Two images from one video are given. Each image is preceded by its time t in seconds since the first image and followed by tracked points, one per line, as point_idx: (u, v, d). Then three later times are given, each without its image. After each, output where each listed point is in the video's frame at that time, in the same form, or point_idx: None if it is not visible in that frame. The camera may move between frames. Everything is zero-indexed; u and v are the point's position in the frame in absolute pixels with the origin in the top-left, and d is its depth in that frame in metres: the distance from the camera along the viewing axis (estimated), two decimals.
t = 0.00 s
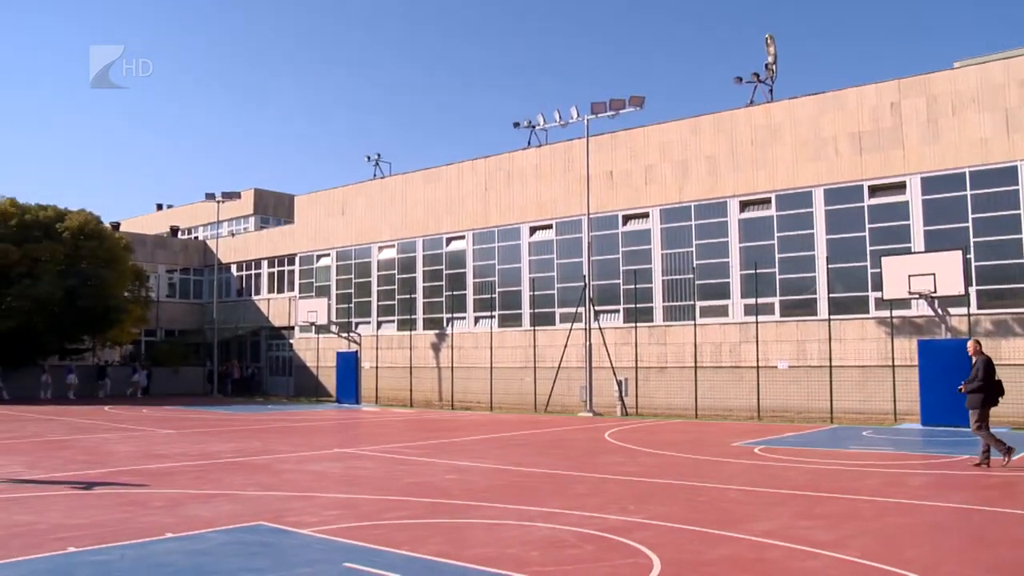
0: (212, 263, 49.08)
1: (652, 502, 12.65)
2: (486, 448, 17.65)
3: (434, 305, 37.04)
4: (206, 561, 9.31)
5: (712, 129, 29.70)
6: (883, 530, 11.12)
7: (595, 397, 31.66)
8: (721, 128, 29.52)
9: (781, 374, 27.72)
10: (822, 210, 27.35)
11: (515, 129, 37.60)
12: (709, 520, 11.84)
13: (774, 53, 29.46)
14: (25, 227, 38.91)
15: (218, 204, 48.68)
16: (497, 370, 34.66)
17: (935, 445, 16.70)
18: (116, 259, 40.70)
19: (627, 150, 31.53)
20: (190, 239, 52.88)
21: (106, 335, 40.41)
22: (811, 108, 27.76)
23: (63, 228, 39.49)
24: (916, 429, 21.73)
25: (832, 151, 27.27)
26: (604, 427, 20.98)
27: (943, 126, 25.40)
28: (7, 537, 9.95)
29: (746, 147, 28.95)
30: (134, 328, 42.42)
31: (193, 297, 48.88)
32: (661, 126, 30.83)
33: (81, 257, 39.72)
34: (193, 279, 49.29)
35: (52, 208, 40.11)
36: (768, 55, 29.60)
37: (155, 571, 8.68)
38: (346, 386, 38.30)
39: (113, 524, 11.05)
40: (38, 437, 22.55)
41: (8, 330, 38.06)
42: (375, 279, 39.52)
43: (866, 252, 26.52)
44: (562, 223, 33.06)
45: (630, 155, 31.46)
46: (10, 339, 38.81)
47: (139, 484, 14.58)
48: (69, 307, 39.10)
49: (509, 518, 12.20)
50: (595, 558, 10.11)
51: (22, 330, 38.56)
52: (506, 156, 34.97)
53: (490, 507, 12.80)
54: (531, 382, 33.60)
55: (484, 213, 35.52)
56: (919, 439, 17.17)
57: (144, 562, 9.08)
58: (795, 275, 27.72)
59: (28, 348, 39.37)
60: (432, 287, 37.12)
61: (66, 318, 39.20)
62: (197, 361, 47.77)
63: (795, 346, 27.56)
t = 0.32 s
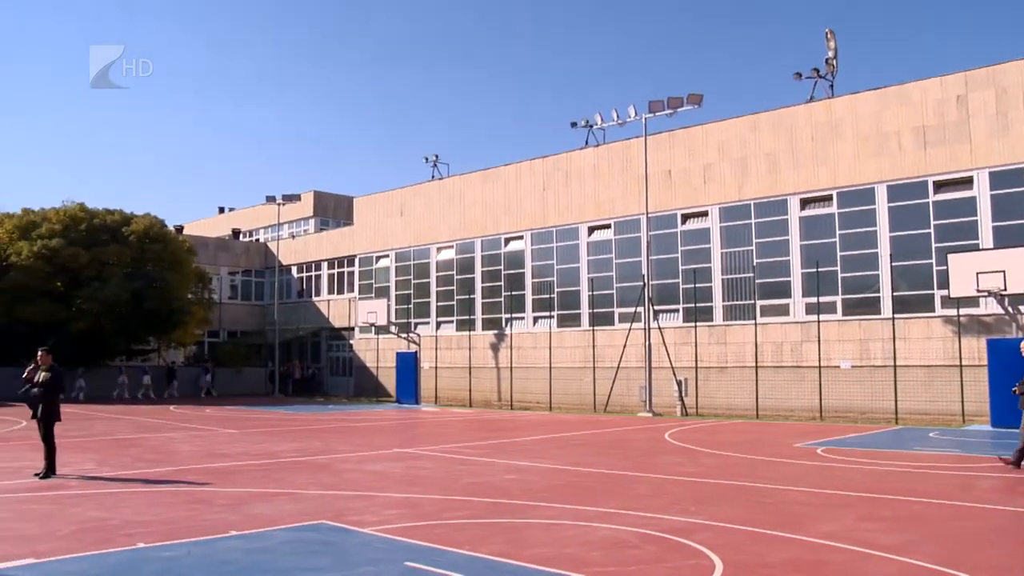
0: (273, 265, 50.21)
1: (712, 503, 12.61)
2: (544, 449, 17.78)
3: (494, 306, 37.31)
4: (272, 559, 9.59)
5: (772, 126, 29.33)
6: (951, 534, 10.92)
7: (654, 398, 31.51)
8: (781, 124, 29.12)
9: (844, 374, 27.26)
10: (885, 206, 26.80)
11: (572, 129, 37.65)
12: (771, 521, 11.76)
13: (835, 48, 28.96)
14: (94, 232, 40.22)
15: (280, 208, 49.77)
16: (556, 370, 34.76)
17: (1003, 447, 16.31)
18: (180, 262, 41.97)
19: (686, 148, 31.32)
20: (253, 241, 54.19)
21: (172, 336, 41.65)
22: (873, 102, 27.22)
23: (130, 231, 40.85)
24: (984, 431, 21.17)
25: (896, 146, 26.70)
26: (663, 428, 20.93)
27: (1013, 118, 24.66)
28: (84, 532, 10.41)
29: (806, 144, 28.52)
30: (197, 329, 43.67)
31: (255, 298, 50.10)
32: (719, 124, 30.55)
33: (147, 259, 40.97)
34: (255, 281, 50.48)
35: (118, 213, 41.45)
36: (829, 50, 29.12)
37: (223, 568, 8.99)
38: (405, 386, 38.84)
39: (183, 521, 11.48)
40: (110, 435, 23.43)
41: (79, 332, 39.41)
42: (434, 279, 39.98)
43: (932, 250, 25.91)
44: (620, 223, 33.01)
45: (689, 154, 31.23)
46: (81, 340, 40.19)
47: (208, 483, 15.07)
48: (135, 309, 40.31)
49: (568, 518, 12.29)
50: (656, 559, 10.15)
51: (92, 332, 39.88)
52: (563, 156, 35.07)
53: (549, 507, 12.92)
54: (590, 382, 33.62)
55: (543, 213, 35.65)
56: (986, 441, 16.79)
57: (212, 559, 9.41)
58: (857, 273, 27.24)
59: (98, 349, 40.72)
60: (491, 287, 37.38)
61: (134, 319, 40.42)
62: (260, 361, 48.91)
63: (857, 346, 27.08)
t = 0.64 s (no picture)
0: (334, 266, 51.18)
1: (776, 505, 12.49)
2: (605, 449, 17.80)
3: (554, 306, 37.39)
4: (336, 557, 9.84)
5: (834, 122, 28.79)
6: None
7: (716, 398, 31.18)
8: (844, 120, 28.56)
9: (910, 373, 26.63)
10: (953, 202, 26.10)
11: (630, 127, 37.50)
12: (837, 523, 11.60)
13: (899, 40, 28.29)
14: (159, 235, 41.57)
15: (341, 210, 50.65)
16: (616, 370, 34.69)
17: None
18: (243, 264, 43.08)
19: (746, 146, 30.93)
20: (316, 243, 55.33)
21: (236, 337, 42.75)
22: (940, 95, 26.53)
23: (194, 234, 42.05)
24: None
25: (964, 140, 25.97)
26: (725, 428, 20.75)
27: None
28: (154, 528, 10.82)
29: (870, 139, 27.92)
30: (261, 330, 44.67)
31: (316, 300, 51.13)
32: (780, 120, 30.10)
33: (211, 262, 42.15)
34: (316, 282, 51.50)
35: (183, 217, 42.77)
36: (893, 43, 28.47)
37: (289, 565, 9.26)
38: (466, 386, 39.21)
39: (250, 519, 11.83)
40: (179, 434, 24.21)
41: (147, 333, 40.70)
42: (494, 279, 40.22)
43: (1002, 246, 25.15)
44: (680, 222, 32.78)
45: (749, 151, 30.84)
46: (149, 341, 41.51)
47: (274, 481, 15.48)
48: (200, 310, 41.51)
49: (629, 519, 12.31)
50: (719, 561, 10.10)
51: (159, 332, 41.16)
52: (622, 155, 34.99)
53: (610, 507, 12.96)
54: (651, 382, 33.46)
55: (602, 212, 35.59)
56: None
57: (279, 556, 9.69)
58: (924, 270, 26.60)
59: (165, 349, 42.02)
60: (551, 287, 37.48)
61: (200, 320, 41.62)
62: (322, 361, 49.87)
63: (924, 345, 26.42)
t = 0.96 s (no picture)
0: (391, 267, 51.82)
1: (835, 507, 12.32)
2: (661, 449, 17.74)
3: (609, 306, 37.31)
4: (393, 557, 10.02)
5: (894, 117, 28.18)
6: None
7: (773, 398, 30.74)
8: (904, 115, 27.95)
9: (975, 374, 25.94)
10: (1019, 197, 25.30)
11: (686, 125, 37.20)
12: (899, 526, 11.40)
13: (963, 31, 27.54)
14: (218, 237, 42.65)
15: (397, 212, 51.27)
16: (673, 370, 34.45)
17: None
18: (301, 265, 43.89)
19: (803, 142, 30.43)
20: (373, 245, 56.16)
21: (293, 338, 43.60)
22: (1005, 87, 25.76)
23: (252, 237, 43.00)
24: None
25: None
26: (784, 428, 20.49)
27: None
28: (215, 526, 11.17)
29: (932, 134, 27.24)
30: (319, 331, 45.44)
31: (373, 300, 51.84)
32: (837, 116, 29.58)
33: (269, 263, 43.02)
34: (373, 283, 52.20)
35: (242, 219, 43.85)
36: (956, 34, 27.74)
37: (347, 563, 9.47)
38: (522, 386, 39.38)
39: (308, 518, 12.12)
40: (242, 433, 24.82)
41: (208, 334, 41.74)
42: (550, 279, 40.30)
43: None
44: (736, 220, 32.42)
45: (806, 148, 30.35)
46: (209, 342, 42.55)
47: (332, 481, 15.80)
48: (259, 310, 42.47)
49: (685, 520, 12.27)
50: (776, 563, 10.02)
51: (219, 333, 42.17)
52: (677, 154, 34.77)
53: (665, 508, 12.94)
54: (708, 382, 33.16)
55: (657, 211, 35.38)
56: None
57: (337, 555, 9.91)
58: (989, 268, 25.86)
59: (225, 349, 43.02)
60: (606, 287, 37.42)
61: (258, 321, 42.54)
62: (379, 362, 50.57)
63: (990, 345, 25.70)
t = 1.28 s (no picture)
0: (443, 268, 52.21)
1: (896, 509, 12.10)
2: (716, 450, 17.61)
3: (662, 306, 37.10)
4: (448, 555, 10.16)
5: (954, 111, 27.47)
6: None
7: (830, 398, 30.21)
8: (964, 109, 27.21)
9: None
10: None
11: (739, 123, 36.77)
12: (963, 530, 11.15)
13: None
14: (273, 239, 43.41)
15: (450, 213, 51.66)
16: (727, 370, 34.11)
17: None
18: (354, 267, 44.48)
19: (859, 138, 29.83)
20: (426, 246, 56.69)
21: (347, 339, 44.26)
22: None
23: (307, 239, 43.74)
24: None
25: None
26: (843, 428, 20.17)
27: None
28: (271, 524, 11.43)
29: (993, 127, 26.46)
30: (372, 332, 46.00)
31: (427, 301, 52.33)
32: (894, 111, 28.96)
33: (323, 265, 43.69)
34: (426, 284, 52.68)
35: (296, 221, 44.61)
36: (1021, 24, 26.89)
37: (402, 562, 9.63)
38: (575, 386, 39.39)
39: (363, 517, 12.32)
40: (300, 432, 25.31)
41: (264, 335, 42.59)
42: (603, 279, 40.20)
43: None
44: (791, 219, 31.95)
45: (862, 143, 29.75)
46: (265, 342, 43.43)
47: (388, 480, 16.03)
48: (313, 311, 43.19)
49: (741, 521, 12.17)
50: (836, 566, 9.89)
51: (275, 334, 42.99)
52: (730, 152, 34.42)
53: (720, 509, 12.86)
54: (763, 382, 32.74)
55: (710, 210, 35.03)
56: None
57: (393, 554, 10.10)
58: None
59: (281, 350, 43.84)
60: (659, 287, 37.21)
61: (313, 322, 43.28)
62: (433, 362, 51.03)
63: None
